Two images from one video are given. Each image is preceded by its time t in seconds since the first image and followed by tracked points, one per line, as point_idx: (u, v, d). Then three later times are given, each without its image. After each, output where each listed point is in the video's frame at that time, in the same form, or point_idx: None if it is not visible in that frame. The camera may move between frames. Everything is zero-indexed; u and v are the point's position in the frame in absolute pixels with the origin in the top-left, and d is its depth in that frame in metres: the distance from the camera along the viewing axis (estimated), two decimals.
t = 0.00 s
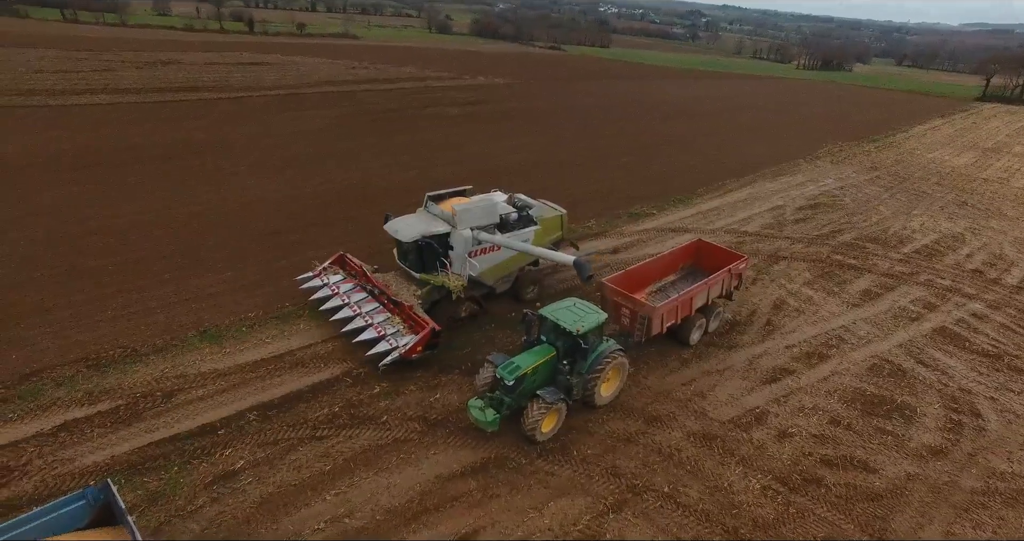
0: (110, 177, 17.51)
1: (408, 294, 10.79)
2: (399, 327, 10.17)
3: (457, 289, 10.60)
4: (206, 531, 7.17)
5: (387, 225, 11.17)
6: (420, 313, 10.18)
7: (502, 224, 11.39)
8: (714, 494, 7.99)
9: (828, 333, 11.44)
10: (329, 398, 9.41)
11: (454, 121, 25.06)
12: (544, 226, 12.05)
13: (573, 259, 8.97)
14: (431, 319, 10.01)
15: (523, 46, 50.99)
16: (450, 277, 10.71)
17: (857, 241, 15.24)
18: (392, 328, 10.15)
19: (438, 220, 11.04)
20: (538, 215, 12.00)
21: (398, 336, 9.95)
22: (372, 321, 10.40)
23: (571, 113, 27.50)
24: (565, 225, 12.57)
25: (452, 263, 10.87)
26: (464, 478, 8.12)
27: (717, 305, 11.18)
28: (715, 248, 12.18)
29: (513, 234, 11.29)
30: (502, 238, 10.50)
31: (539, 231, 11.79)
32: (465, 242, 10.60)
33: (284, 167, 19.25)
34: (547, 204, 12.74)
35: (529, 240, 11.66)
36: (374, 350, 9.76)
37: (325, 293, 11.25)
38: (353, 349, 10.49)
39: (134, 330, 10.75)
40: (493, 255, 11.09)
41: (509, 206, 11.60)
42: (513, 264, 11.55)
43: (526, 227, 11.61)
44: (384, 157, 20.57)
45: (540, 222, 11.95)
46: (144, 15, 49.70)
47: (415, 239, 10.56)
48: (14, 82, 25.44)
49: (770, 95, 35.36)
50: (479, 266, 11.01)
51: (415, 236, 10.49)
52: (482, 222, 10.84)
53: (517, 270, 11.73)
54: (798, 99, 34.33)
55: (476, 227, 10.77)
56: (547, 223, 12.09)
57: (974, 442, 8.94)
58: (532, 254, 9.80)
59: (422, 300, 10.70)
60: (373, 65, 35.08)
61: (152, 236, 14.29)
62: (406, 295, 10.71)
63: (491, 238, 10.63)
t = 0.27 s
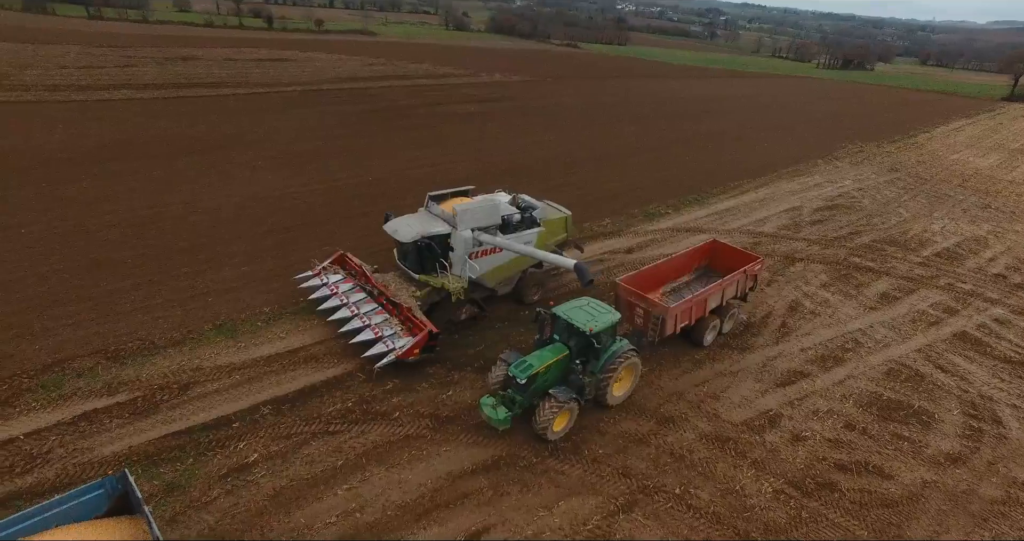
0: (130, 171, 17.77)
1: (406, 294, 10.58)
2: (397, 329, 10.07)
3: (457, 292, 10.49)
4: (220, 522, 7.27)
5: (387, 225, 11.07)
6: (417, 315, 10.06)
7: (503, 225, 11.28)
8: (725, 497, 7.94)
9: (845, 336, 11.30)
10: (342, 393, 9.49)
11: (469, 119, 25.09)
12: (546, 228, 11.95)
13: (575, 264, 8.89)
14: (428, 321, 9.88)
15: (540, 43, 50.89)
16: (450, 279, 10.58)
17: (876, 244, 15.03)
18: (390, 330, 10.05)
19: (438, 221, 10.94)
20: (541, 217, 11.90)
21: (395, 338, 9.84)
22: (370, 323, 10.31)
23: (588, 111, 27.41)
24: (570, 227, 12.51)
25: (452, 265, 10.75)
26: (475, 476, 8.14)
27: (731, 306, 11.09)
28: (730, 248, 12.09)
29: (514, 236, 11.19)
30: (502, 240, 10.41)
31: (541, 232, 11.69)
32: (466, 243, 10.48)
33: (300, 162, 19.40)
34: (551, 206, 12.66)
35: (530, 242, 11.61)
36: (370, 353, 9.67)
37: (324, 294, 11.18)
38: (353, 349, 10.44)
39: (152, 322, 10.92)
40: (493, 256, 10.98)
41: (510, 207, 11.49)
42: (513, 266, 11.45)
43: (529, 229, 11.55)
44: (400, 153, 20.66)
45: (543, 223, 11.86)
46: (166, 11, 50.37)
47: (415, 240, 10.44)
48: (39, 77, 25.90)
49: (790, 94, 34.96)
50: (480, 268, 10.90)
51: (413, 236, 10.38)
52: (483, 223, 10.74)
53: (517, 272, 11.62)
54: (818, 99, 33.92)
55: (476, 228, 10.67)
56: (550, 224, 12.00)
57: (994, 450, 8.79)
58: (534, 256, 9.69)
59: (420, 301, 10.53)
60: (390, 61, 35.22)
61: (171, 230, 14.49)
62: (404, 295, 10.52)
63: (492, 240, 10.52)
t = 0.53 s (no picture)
0: (146, 167, 17.97)
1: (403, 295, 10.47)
2: (393, 330, 10.00)
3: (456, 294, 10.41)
4: (231, 515, 7.34)
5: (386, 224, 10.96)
6: (415, 317, 9.99)
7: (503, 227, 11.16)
8: (735, 499, 7.90)
9: (858, 339, 11.19)
10: (352, 389, 9.55)
11: (482, 117, 25.09)
12: (549, 229, 11.78)
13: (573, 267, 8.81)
14: (425, 323, 9.81)
15: (553, 41, 50.81)
16: (448, 281, 10.48)
17: (891, 246, 14.86)
18: (386, 332, 9.98)
19: (437, 221, 10.84)
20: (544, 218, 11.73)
21: (391, 340, 9.78)
22: (366, 323, 10.23)
23: (601, 110, 27.32)
24: (574, 229, 12.29)
25: (451, 266, 10.65)
26: (483, 474, 8.16)
27: (742, 307, 11.01)
28: (743, 249, 12.00)
29: (514, 237, 11.07)
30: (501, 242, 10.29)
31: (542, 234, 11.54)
32: (464, 244, 10.39)
33: (313, 159, 19.51)
34: (556, 207, 12.45)
35: (531, 244, 11.47)
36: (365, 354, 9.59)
37: (321, 293, 11.10)
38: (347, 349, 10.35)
39: (166, 317, 11.04)
40: (493, 258, 10.87)
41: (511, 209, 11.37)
42: (514, 268, 11.33)
43: (530, 231, 11.37)
44: (413, 151, 20.71)
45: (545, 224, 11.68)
46: (182, 8, 50.86)
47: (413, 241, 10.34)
48: (58, 74, 26.25)
49: (805, 93, 34.61)
50: (479, 269, 10.82)
51: (412, 237, 10.27)
52: (482, 224, 10.63)
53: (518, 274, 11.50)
54: (834, 98, 33.56)
55: (475, 229, 10.57)
56: (553, 225, 11.79)
57: (1010, 457, 8.67)
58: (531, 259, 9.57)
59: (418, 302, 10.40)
60: (404, 59, 35.32)
61: (186, 225, 14.65)
62: (402, 297, 10.42)
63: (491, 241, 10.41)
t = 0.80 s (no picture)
0: (165, 162, 18.20)
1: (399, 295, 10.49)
2: (388, 332, 9.95)
3: (454, 296, 10.16)
4: (243, 508, 7.43)
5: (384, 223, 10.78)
6: (410, 319, 9.92)
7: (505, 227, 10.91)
8: (746, 502, 7.84)
9: (874, 342, 11.05)
10: (364, 385, 9.61)
11: (496, 114, 25.08)
12: (551, 231, 11.52)
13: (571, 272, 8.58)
14: (420, 325, 9.73)
15: (569, 39, 50.66)
16: (445, 283, 10.24)
17: (910, 248, 14.65)
18: (381, 334, 9.94)
19: (435, 222, 10.63)
20: (547, 219, 11.49)
21: (385, 342, 9.73)
22: (361, 325, 10.20)
23: (616, 108, 27.20)
24: (578, 231, 11.98)
25: (449, 267, 10.43)
26: (494, 472, 8.18)
27: (756, 309, 10.91)
28: (758, 250, 11.90)
29: (515, 239, 10.81)
30: (500, 244, 10.04)
31: (546, 235, 11.26)
32: (463, 245, 10.17)
33: (329, 155, 19.64)
34: (560, 208, 12.17)
35: (534, 246, 11.17)
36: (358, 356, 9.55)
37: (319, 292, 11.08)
38: (343, 349, 10.34)
39: (182, 311, 11.18)
40: (493, 259, 10.63)
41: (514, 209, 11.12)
42: (515, 270, 11.07)
43: (531, 232, 11.08)
44: (427, 148, 20.77)
45: (547, 226, 11.43)
46: (202, 5, 51.42)
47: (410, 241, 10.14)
48: (80, 70, 26.67)
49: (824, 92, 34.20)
50: (478, 271, 10.58)
51: (409, 238, 10.07)
52: (482, 225, 10.40)
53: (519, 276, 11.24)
54: (853, 97, 33.12)
55: (475, 230, 10.34)
56: (555, 227, 11.58)
57: None
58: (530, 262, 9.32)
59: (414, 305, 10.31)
60: (419, 56, 35.41)
61: (203, 220, 14.82)
62: (397, 298, 10.38)
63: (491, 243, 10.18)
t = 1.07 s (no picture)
0: (182, 158, 18.40)
1: (398, 295, 10.47)
2: (384, 333, 9.91)
3: (451, 297, 10.07)
4: (255, 501, 7.51)
5: (383, 223, 10.79)
6: (406, 320, 9.87)
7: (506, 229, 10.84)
8: (757, 505, 7.79)
9: (890, 346, 10.91)
10: (375, 381, 9.67)
11: (510, 112, 25.06)
12: (555, 232, 11.34)
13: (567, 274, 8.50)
14: (416, 327, 9.66)
15: (584, 37, 50.49)
16: (443, 284, 10.17)
17: (928, 251, 14.44)
18: (377, 334, 9.89)
19: (435, 222, 10.60)
20: (550, 221, 11.31)
21: (380, 343, 9.69)
22: (358, 325, 10.16)
23: (630, 107, 27.07)
24: (581, 232, 11.77)
25: (448, 268, 10.38)
26: (503, 470, 8.19)
27: (770, 310, 10.82)
28: (772, 252, 11.79)
29: (516, 241, 10.72)
30: (499, 245, 9.96)
31: (548, 238, 11.14)
32: (462, 245, 10.11)
33: (343, 152, 19.74)
34: (565, 209, 12.00)
35: (535, 248, 11.06)
36: (353, 357, 9.53)
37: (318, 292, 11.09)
38: (339, 349, 10.30)
39: (197, 305, 11.31)
40: (493, 261, 10.54)
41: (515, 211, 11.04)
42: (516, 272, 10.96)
43: (532, 234, 11.02)
44: (441, 145, 20.81)
45: (551, 227, 11.27)
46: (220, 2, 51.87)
47: (407, 241, 10.14)
48: (101, 66, 27.03)
49: (842, 92, 33.80)
50: (478, 273, 10.50)
51: (406, 238, 10.06)
52: (483, 227, 10.34)
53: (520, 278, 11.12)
54: (872, 97, 32.70)
55: (475, 232, 10.28)
56: (558, 228, 11.37)
57: None
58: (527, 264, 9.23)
59: (411, 305, 10.23)
60: (434, 53, 35.48)
61: (219, 215, 14.97)
62: (395, 298, 10.34)
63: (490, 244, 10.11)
